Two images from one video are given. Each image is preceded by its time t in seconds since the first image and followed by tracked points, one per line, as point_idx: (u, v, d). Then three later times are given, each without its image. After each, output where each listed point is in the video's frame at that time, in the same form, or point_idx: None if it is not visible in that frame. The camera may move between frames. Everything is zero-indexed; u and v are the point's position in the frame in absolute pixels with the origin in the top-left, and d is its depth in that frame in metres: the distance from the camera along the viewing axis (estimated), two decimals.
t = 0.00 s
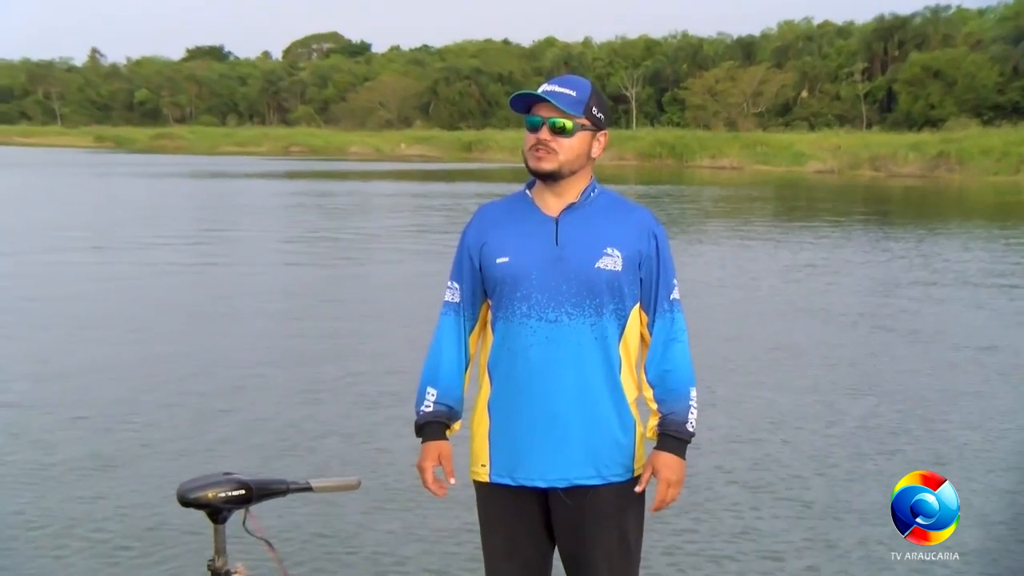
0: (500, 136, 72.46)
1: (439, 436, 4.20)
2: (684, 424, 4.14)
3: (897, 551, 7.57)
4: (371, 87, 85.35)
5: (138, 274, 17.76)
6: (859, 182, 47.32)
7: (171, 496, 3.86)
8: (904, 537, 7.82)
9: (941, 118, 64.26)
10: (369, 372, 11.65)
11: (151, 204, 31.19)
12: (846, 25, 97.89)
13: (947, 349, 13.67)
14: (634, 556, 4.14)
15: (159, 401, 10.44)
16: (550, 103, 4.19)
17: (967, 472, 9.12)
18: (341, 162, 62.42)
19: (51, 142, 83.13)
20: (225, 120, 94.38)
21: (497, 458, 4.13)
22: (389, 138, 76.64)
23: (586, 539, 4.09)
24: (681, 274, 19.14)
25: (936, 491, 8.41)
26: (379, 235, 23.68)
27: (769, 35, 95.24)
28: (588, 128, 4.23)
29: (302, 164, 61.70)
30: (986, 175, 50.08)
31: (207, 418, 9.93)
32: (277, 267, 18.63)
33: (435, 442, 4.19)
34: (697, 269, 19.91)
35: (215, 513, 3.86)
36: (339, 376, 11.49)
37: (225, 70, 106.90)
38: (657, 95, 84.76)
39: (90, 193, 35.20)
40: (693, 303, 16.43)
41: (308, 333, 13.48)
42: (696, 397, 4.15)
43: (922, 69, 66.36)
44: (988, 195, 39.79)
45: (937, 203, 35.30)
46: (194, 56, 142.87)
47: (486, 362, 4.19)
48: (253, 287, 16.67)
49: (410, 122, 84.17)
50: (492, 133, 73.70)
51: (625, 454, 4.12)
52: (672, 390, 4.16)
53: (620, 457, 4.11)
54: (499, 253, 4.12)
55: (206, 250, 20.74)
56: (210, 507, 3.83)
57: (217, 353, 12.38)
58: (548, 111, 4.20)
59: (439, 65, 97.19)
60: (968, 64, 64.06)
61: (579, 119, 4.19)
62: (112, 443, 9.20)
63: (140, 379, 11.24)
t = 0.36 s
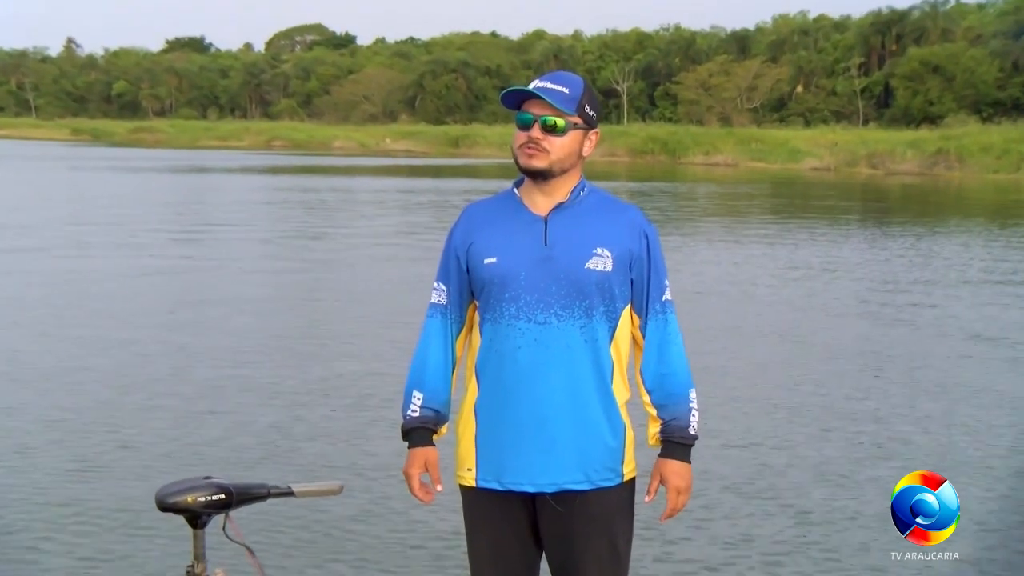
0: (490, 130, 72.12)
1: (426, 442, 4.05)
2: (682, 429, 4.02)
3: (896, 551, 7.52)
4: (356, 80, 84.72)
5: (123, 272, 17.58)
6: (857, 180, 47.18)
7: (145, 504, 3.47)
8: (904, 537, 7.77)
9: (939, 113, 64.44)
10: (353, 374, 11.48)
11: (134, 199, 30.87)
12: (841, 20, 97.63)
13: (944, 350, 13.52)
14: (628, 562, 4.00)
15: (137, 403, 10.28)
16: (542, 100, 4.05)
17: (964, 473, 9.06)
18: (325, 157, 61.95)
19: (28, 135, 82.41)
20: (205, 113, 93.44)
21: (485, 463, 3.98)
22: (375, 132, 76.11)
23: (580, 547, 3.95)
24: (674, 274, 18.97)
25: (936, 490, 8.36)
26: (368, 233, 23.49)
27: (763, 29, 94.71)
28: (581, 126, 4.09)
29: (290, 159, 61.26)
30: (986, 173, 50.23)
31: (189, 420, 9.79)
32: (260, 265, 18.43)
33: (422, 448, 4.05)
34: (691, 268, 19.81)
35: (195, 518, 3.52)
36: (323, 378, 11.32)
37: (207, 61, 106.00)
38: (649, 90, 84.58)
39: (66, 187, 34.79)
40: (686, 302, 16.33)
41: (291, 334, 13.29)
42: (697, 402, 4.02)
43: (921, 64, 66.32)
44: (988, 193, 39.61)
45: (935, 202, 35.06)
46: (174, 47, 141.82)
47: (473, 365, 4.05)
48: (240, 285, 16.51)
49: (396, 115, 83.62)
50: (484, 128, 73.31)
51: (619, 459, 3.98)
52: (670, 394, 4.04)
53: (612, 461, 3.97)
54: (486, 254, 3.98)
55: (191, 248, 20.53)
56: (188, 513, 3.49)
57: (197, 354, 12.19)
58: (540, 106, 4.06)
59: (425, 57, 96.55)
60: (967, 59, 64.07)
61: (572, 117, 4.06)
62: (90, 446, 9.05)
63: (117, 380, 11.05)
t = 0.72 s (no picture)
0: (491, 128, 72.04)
1: (425, 436, 4.05)
2: (678, 427, 4.02)
3: (896, 551, 7.53)
4: (357, 77, 84.68)
5: (124, 269, 17.57)
6: (858, 180, 47.09)
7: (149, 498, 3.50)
8: (903, 537, 7.75)
9: (942, 114, 64.33)
10: (351, 372, 11.46)
11: (134, 196, 30.80)
12: (844, 18, 97.43)
13: (945, 351, 13.48)
14: (622, 559, 4.00)
15: (135, 401, 10.27)
16: (546, 96, 4.04)
17: (963, 474, 9.05)
18: (326, 154, 61.94)
19: (29, 131, 82.41)
20: (207, 110, 93.62)
21: (483, 459, 3.98)
22: (376, 129, 76.09)
23: (572, 543, 3.95)
24: (675, 273, 18.92)
25: (936, 490, 8.28)
26: (370, 230, 23.45)
27: (765, 28, 94.58)
28: (584, 124, 4.08)
29: (290, 155, 61.21)
30: (989, 173, 50.23)
31: (187, 417, 9.78)
32: (259, 262, 18.41)
33: (421, 442, 4.05)
34: (691, 267, 19.79)
35: (195, 512, 3.51)
36: (321, 376, 11.30)
37: (208, 58, 105.93)
38: (651, 88, 84.57)
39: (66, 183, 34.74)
40: (688, 301, 16.32)
41: (289, 332, 13.27)
42: (690, 400, 4.03)
43: (923, 64, 66.21)
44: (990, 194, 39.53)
45: (937, 202, 35.01)
46: (175, 44, 141.69)
47: (474, 358, 4.03)
48: (238, 282, 16.49)
49: (397, 113, 83.58)
50: (485, 126, 73.14)
51: (615, 455, 3.98)
52: (665, 392, 4.04)
53: (610, 459, 3.97)
54: (487, 250, 3.98)
55: (192, 245, 20.53)
56: (188, 506, 3.49)
57: (196, 352, 12.17)
58: (543, 103, 4.05)
59: (427, 55, 96.47)
60: (969, 59, 64.05)
61: (577, 115, 4.05)
62: (87, 445, 9.04)
63: (114, 378, 11.03)
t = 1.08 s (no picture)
0: (490, 126, 71.94)
1: (425, 433, 4.05)
2: (678, 423, 4.02)
3: (896, 550, 7.54)
4: (357, 75, 84.55)
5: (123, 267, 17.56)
6: (859, 177, 47.00)
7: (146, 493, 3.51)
8: (903, 537, 7.74)
9: (942, 111, 64.21)
10: (351, 372, 11.43)
11: (133, 193, 30.74)
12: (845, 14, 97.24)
13: (947, 350, 13.44)
14: (621, 555, 4.00)
15: (136, 400, 10.26)
16: (547, 91, 4.03)
17: (962, 472, 9.03)
18: (326, 152, 61.96)
19: (29, 129, 82.36)
20: (206, 107, 93.55)
21: (481, 454, 3.98)
22: (376, 127, 75.98)
23: (569, 539, 3.95)
24: (675, 271, 18.88)
25: (936, 491, 8.32)
26: (370, 228, 23.41)
27: (766, 25, 94.40)
28: (584, 119, 4.08)
29: (289, 153, 61.15)
30: (989, 170, 50.21)
31: (185, 417, 9.76)
32: (259, 261, 18.40)
33: (420, 439, 4.05)
34: (692, 264, 19.77)
35: (191, 508, 3.51)
36: (321, 375, 11.27)
37: (207, 55, 105.85)
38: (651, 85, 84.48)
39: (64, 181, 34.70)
40: (689, 299, 16.30)
41: (288, 330, 13.24)
42: (691, 396, 4.03)
43: (923, 61, 66.10)
44: (992, 190, 39.42)
45: (938, 199, 34.96)
46: (174, 41, 141.49)
47: (473, 355, 4.03)
48: (238, 281, 16.47)
49: (397, 110, 83.51)
50: (485, 123, 73.06)
51: (615, 451, 3.98)
52: (664, 387, 4.04)
53: (610, 455, 3.97)
54: (485, 246, 3.98)
55: (190, 243, 20.49)
56: (185, 503, 3.48)
57: (195, 351, 12.15)
58: (543, 98, 4.04)
59: (426, 52, 96.34)
60: (969, 56, 64.03)
61: (577, 111, 4.05)
62: (84, 444, 9.04)
63: (111, 378, 11.02)
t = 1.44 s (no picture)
0: (494, 127, 71.98)
1: (426, 432, 4.05)
2: (678, 425, 4.02)
3: (896, 552, 7.50)
4: (361, 76, 84.66)
5: (126, 267, 17.58)
6: (864, 179, 46.97)
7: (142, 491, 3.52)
8: (903, 537, 7.73)
9: (946, 113, 64.16)
10: (353, 373, 11.43)
11: (136, 194, 30.77)
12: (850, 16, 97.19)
13: (949, 352, 13.41)
14: (620, 556, 4.00)
15: (138, 399, 10.28)
16: (555, 92, 4.03)
17: (961, 474, 9.01)
18: (330, 153, 62.05)
19: (33, 129, 82.60)
20: (210, 107, 93.75)
21: (482, 453, 3.97)
22: (380, 128, 76.05)
23: (571, 538, 3.95)
24: (678, 272, 18.85)
25: (936, 490, 8.24)
26: (372, 228, 23.41)
27: (770, 27, 94.37)
28: (593, 120, 4.08)
29: (291, 154, 61.21)
30: (995, 172, 50.21)
31: (187, 417, 9.76)
32: (262, 262, 18.41)
33: (421, 438, 4.04)
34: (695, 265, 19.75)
35: (192, 505, 3.50)
36: (323, 375, 11.28)
37: (211, 56, 105.91)
38: (655, 87, 84.47)
39: (66, 181, 34.75)
40: (692, 300, 16.28)
41: (290, 331, 13.24)
42: (693, 397, 4.02)
43: (928, 63, 66.06)
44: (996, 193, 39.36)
45: (943, 201, 34.90)
46: (179, 42, 141.57)
47: (476, 353, 4.03)
48: (239, 281, 16.46)
49: (401, 111, 83.56)
50: (488, 124, 73.11)
51: (616, 452, 3.97)
52: (665, 388, 4.03)
53: (611, 455, 3.97)
54: (488, 246, 3.97)
55: (192, 243, 20.50)
56: (185, 499, 3.48)
57: (197, 351, 12.16)
58: (551, 101, 4.05)
59: (430, 54, 96.46)
60: (974, 58, 63.98)
61: (588, 111, 4.05)
62: (86, 444, 9.05)
63: (113, 378, 11.02)
